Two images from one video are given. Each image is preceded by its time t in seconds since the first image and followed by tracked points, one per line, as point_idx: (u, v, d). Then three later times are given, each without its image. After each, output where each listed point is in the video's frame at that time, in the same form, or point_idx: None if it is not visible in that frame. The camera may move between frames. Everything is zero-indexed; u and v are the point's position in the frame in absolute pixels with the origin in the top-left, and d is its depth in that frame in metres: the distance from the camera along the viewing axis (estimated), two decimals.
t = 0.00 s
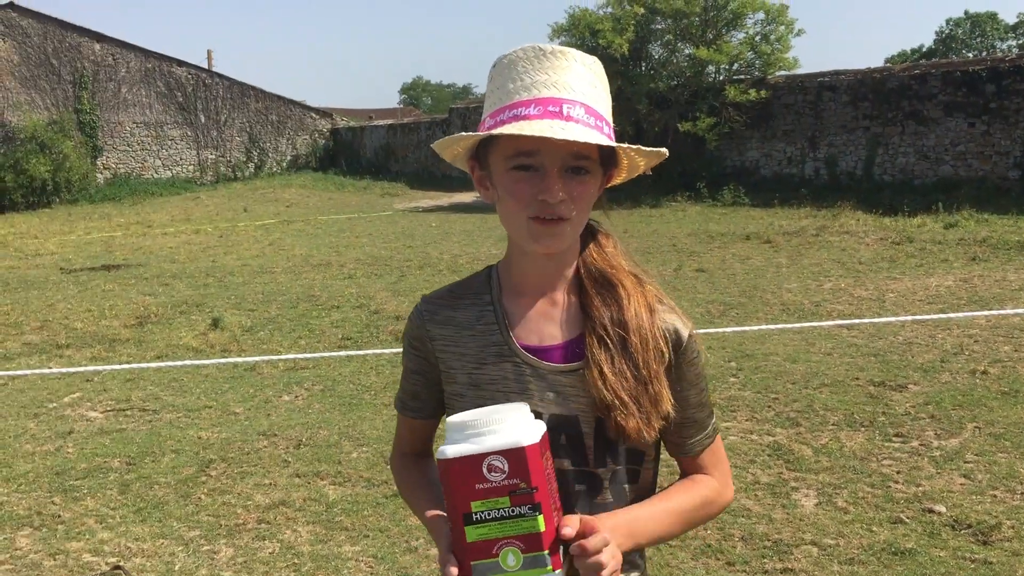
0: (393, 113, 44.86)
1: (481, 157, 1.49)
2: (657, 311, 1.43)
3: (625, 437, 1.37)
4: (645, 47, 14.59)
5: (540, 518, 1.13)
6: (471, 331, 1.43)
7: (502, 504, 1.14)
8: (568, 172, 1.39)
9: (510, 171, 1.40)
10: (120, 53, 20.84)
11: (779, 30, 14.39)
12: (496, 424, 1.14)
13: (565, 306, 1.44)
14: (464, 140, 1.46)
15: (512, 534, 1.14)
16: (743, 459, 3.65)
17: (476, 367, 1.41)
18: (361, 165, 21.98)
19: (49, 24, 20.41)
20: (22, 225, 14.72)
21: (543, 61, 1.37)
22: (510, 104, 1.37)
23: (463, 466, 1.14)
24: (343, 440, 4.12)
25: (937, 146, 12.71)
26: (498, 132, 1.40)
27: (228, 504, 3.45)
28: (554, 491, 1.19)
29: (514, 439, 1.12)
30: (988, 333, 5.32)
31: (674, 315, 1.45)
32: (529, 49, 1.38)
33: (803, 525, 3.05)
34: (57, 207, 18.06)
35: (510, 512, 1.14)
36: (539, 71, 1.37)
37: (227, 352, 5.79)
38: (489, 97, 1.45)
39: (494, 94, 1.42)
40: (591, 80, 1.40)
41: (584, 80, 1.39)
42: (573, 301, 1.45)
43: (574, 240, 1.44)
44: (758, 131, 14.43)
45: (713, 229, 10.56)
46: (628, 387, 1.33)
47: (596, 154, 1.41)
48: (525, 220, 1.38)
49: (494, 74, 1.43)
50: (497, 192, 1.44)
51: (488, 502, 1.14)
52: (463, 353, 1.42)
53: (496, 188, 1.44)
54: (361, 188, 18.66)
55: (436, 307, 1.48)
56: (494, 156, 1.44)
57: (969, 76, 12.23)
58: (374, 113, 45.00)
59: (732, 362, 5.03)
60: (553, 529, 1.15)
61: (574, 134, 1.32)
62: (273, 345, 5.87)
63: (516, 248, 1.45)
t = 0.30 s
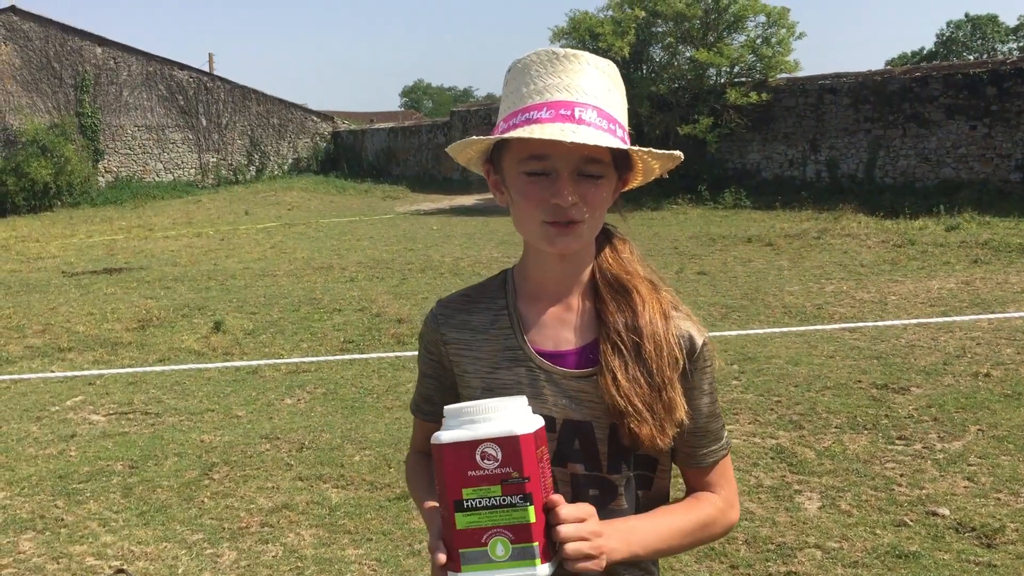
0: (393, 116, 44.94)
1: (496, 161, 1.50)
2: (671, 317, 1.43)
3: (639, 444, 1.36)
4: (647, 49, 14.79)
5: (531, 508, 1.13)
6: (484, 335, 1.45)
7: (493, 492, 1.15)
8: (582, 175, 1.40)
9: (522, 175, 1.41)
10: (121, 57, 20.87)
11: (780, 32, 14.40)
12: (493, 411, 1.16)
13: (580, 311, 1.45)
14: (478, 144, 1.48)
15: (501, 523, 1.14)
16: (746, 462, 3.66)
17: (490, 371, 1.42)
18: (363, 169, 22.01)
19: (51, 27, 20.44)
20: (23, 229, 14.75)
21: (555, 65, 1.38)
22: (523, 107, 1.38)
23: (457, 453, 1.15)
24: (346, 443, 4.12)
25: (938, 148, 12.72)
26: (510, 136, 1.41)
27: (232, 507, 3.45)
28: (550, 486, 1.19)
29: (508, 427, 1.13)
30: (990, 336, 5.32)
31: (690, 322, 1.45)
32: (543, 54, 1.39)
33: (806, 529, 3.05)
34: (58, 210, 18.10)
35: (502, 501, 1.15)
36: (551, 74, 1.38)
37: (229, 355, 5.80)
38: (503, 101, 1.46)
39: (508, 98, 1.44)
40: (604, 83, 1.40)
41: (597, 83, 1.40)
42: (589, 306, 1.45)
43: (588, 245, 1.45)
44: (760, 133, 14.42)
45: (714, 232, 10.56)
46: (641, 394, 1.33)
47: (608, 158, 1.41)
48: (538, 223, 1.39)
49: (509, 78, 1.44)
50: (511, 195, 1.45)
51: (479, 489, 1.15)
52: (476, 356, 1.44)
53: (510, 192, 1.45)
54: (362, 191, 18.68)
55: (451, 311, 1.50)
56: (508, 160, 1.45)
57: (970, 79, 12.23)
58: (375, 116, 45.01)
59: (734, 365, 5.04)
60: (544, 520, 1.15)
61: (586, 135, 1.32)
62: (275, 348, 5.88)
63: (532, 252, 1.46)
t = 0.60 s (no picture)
0: (394, 118, 44.98)
1: (501, 164, 1.51)
2: (676, 321, 1.44)
3: (644, 450, 1.37)
4: (646, 52, 14.81)
5: (527, 517, 1.14)
6: (489, 340, 1.45)
7: (487, 505, 1.15)
8: (586, 178, 1.40)
9: (527, 177, 1.42)
10: (121, 60, 20.89)
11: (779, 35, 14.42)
12: (478, 422, 1.15)
13: (586, 315, 1.45)
14: (484, 146, 1.48)
15: (499, 535, 1.15)
16: (747, 465, 3.66)
17: (495, 376, 1.42)
18: (362, 171, 22.02)
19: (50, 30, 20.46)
20: (23, 232, 14.77)
21: (561, 67, 1.38)
22: (528, 110, 1.38)
23: (448, 469, 1.15)
24: (346, 446, 4.12)
25: (938, 150, 12.73)
26: (515, 139, 1.41)
27: (232, 511, 3.45)
28: (547, 489, 1.19)
29: (495, 439, 1.13)
30: (990, 338, 5.33)
31: (695, 328, 1.46)
32: (549, 57, 1.39)
33: (807, 531, 3.05)
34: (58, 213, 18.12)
35: (497, 513, 1.15)
36: (557, 78, 1.38)
37: (229, 357, 5.80)
38: (509, 104, 1.46)
39: (513, 101, 1.44)
40: (610, 86, 1.41)
41: (603, 86, 1.40)
42: (593, 310, 1.46)
43: (592, 248, 1.45)
44: (759, 136, 14.44)
45: (714, 234, 10.57)
46: (647, 398, 1.34)
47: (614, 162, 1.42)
48: (542, 225, 1.39)
49: (515, 82, 1.44)
50: (515, 197, 1.45)
51: (473, 504, 1.15)
52: (482, 362, 1.44)
53: (513, 194, 1.45)
54: (362, 194, 18.68)
55: (456, 317, 1.50)
56: (512, 163, 1.45)
57: (969, 81, 12.25)
58: (374, 118, 45.01)
59: (735, 367, 5.04)
60: (541, 526, 1.15)
61: (590, 139, 1.33)
62: (274, 351, 5.88)
63: (535, 256, 1.47)
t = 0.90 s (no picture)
0: (394, 121, 45.01)
1: (499, 167, 1.51)
2: (674, 328, 1.44)
3: (645, 457, 1.37)
4: (645, 54, 14.83)
5: (514, 507, 1.13)
6: (489, 343, 1.44)
7: (474, 498, 1.14)
8: (583, 179, 1.40)
9: (523, 178, 1.42)
10: (120, 63, 20.90)
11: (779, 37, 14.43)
12: (458, 419, 1.16)
13: (585, 319, 1.45)
14: (481, 148, 1.48)
15: (486, 528, 1.14)
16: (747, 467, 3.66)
17: (493, 378, 1.42)
18: (362, 174, 22.03)
19: (50, 34, 20.47)
20: (23, 236, 14.78)
21: (559, 69, 1.38)
22: (524, 112, 1.38)
23: (432, 466, 1.15)
24: (346, 449, 4.12)
25: (937, 152, 12.74)
26: (512, 141, 1.41)
27: (232, 514, 3.45)
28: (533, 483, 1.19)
29: (476, 430, 1.14)
30: (990, 339, 5.32)
31: (693, 333, 1.46)
32: (546, 59, 1.40)
33: (807, 533, 3.05)
34: (58, 217, 18.13)
35: (485, 506, 1.15)
36: (554, 79, 1.38)
37: (229, 361, 5.80)
38: (508, 106, 1.46)
39: (512, 102, 1.44)
40: (607, 88, 1.41)
41: (602, 87, 1.40)
42: (593, 314, 1.46)
43: (590, 251, 1.45)
44: (759, 137, 14.45)
45: (714, 236, 10.58)
46: (649, 404, 1.34)
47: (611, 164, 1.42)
48: (539, 227, 1.39)
49: (514, 84, 1.44)
50: (512, 200, 1.45)
51: (460, 498, 1.15)
52: (480, 364, 1.43)
53: (511, 196, 1.45)
54: (362, 197, 18.68)
55: (454, 320, 1.49)
56: (509, 165, 1.45)
57: (968, 83, 12.25)
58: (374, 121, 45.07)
59: (735, 369, 5.04)
60: (529, 518, 1.14)
61: (586, 139, 1.33)
62: (274, 354, 5.88)
63: (533, 257, 1.47)
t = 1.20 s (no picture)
0: (396, 124, 45.06)
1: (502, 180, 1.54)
2: (680, 332, 1.44)
3: (653, 465, 1.36)
4: (648, 56, 14.85)
5: (515, 493, 1.14)
6: (497, 344, 1.44)
7: (476, 481, 1.14)
8: (567, 193, 1.40)
9: (512, 199, 1.45)
10: (124, 67, 20.95)
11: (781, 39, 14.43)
12: (463, 402, 1.17)
13: (594, 321, 1.46)
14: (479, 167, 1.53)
15: (486, 511, 1.13)
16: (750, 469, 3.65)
17: (498, 379, 1.42)
18: (365, 177, 22.05)
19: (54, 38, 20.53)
20: (26, 239, 14.82)
21: (545, 83, 1.37)
22: (511, 129, 1.41)
23: (435, 444, 1.14)
24: (348, 452, 4.12)
25: (940, 153, 12.72)
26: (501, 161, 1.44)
27: (235, 517, 3.45)
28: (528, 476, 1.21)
29: (483, 414, 1.15)
30: (993, 340, 5.31)
31: (699, 341, 1.45)
32: (529, 71, 1.41)
33: (810, 535, 3.04)
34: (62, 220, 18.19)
35: (485, 489, 1.14)
36: (536, 92, 1.39)
37: (232, 364, 5.80)
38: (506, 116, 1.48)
39: (508, 113, 1.46)
40: (594, 94, 1.39)
41: (590, 98, 1.38)
42: (600, 318, 1.46)
43: (589, 259, 1.46)
44: (761, 139, 14.44)
45: (717, 238, 10.57)
46: (653, 409, 1.34)
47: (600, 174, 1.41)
48: (528, 242, 1.42)
49: (507, 99, 1.47)
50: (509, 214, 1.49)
51: (461, 480, 1.13)
52: (487, 365, 1.43)
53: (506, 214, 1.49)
54: (365, 200, 18.69)
55: (463, 320, 1.49)
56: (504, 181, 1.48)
57: (971, 83, 12.23)
58: (377, 124, 45.14)
59: (737, 371, 5.03)
60: (526, 505, 1.16)
61: (559, 156, 1.33)
62: (277, 357, 5.88)
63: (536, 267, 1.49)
